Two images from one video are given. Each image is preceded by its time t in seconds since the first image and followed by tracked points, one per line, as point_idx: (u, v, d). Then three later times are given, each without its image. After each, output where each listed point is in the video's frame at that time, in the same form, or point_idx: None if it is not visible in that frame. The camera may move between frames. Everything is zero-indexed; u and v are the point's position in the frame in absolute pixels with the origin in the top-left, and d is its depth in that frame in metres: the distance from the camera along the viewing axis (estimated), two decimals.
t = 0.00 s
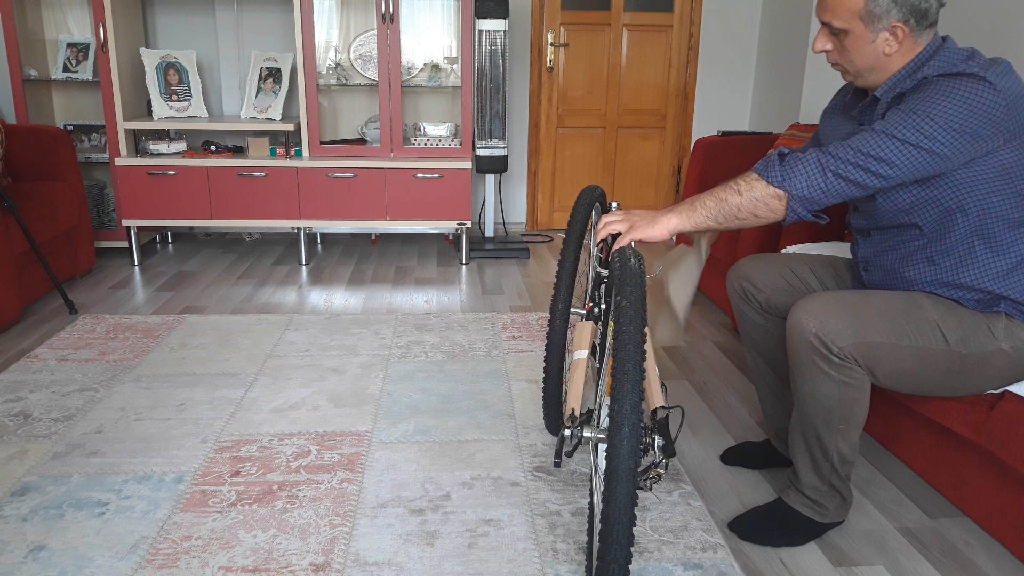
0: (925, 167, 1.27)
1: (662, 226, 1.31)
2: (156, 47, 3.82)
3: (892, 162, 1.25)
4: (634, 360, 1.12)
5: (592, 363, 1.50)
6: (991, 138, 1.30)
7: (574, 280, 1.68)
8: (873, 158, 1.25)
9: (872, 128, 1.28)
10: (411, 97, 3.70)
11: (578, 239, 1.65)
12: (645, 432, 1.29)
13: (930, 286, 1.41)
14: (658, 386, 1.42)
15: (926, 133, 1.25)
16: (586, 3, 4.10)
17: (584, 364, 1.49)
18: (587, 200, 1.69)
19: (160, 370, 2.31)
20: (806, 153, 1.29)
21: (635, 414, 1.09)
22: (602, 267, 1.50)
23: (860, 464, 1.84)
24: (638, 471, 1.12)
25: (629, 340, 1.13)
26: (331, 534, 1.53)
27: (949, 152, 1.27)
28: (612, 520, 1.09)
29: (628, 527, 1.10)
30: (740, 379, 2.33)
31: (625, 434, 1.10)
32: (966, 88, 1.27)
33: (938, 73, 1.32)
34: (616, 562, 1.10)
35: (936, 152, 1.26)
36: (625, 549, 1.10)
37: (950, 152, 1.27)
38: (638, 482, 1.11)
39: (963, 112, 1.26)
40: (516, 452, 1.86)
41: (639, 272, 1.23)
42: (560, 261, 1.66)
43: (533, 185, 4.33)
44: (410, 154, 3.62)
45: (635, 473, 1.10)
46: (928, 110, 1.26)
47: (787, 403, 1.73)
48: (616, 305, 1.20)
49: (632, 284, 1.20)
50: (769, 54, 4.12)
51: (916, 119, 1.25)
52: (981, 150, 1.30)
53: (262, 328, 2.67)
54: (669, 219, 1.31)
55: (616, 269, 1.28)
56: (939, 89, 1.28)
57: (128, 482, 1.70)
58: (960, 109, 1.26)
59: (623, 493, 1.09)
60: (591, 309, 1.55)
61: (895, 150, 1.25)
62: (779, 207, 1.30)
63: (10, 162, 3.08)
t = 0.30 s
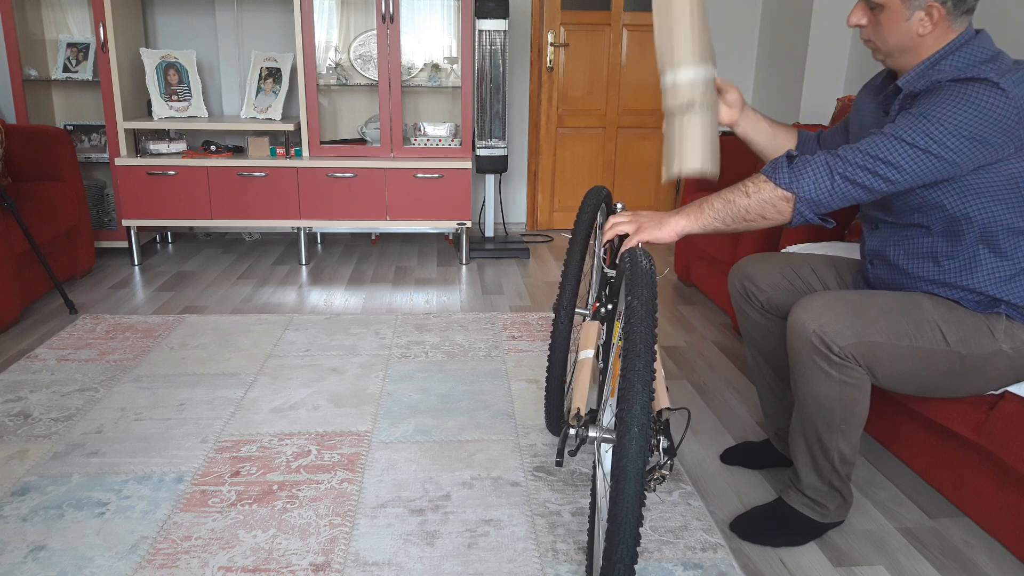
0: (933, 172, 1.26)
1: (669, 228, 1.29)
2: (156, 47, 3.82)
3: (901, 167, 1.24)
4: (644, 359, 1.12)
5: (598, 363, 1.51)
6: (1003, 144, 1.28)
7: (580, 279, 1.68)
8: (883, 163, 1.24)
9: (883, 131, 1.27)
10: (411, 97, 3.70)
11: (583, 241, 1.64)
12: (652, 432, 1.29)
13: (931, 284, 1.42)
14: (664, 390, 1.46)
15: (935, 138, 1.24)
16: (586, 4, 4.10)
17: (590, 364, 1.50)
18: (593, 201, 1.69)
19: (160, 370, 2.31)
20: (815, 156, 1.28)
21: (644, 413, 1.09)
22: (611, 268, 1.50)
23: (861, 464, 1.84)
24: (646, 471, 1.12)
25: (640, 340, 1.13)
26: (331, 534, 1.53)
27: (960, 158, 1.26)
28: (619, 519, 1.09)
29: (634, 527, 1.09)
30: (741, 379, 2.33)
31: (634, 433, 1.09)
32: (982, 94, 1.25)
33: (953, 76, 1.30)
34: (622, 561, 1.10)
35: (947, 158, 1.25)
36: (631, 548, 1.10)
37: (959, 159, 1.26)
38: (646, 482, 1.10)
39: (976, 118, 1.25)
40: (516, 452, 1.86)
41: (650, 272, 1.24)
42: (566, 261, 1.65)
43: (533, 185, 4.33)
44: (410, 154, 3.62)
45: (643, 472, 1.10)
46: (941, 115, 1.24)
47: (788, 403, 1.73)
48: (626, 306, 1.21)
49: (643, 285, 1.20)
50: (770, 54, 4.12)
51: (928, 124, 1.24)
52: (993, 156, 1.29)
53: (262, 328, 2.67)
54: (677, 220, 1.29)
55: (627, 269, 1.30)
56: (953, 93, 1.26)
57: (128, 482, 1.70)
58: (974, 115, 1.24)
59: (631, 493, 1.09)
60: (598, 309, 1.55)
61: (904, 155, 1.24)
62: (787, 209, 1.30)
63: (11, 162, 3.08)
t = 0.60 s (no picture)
0: (936, 173, 1.26)
1: (670, 228, 1.29)
2: (156, 47, 3.82)
3: (904, 167, 1.24)
4: (646, 359, 1.12)
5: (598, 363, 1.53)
6: (1007, 144, 1.28)
7: (580, 279, 1.68)
8: (885, 163, 1.24)
9: (885, 131, 1.27)
10: (411, 97, 3.70)
11: (583, 242, 1.63)
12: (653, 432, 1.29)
13: (932, 284, 1.42)
14: (665, 390, 1.46)
15: (939, 139, 1.24)
16: (585, 4, 4.10)
17: (591, 364, 1.52)
18: (594, 201, 1.69)
19: (160, 370, 2.31)
20: (818, 156, 1.28)
21: (645, 414, 1.09)
22: (612, 268, 1.50)
23: (861, 464, 1.84)
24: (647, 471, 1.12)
25: (642, 340, 1.13)
26: (331, 534, 1.53)
27: (963, 158, 1.26)
28: (620, 519, 1.09)
29: (635, 527, 1.10)
30: (741, 379, 2.33)
31: (635, 433, 1.09)
32: (984, 93, 1.25)
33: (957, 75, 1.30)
34: (622, 561, 1.10)
35: (949, 158, 1.25)
36: (632, 548, 1.10)
37: (962, 159, 1.26)
38: (647, 482, 1.10)
39: (979, 118, 1.25)
40: (516, 452, 1.86)
41: (651, 272, 1.23)
42: (567, 261, 1.65)
43: (533, 185, 4.33)
44: (410, 154, 3.62)
45: (644, 472, 1.10)
46: (944, 115, 1.24)
47: (788, 404, 1.73)
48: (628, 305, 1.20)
49: (645, 285, 1.20)
50: (770, 55, 4.12)
51: (931, 124, 1.24)
52: (996, 156, 1.29)
53: (262, 328, 2.67)
54: (677, 221, 1.29)
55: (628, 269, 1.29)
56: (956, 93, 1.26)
57: (128, 482, 1.70)
58: (977, 115, 1.25)
59: (632, 493, 1.09)
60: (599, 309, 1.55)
61: (907, 156, 1.24)
62: (788, 210, 1.30)
63: (11, 162, 3.09)
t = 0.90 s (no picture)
0: (940, 192, 1.25)
1: (671, 231, 1.30)
2: (156, 47, 3.82)
3: (907, 187, 1.23)
4: (648, 359, 1.12)
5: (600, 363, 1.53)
6: (1013, 160, 1.26)
7: (582, 279, 1.67)
8: (889, 183, 1.23)
9: (891, 148, 1.25)
10: (411, 97, 3.70)
11: (585, 242, 1.62)
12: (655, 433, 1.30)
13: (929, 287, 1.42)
14: (666, 392, 1.47)
15: (944, 160, 1.22)
16: (585, 4, 4.10)
17: (592, 364, 1.52)
18: (596, 200, 1.68)
19: (160, 370, 2.31)
20: (821, 172, 1.27)
21: (648, 414, 1.09)
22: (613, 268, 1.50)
23: (861, 464, 1.84)
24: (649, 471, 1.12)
25: (645, 340, 1.13)
26: (331, 534, 1.53)
27: (968, 178, 1.24)
28: (622, 519, 1.09)
29: (637, 527, 1.10)
30: (741, 379, 2.33)
31: (637, 433, 1.09)
32: (994, 111, 1.21)
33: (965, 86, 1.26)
34: (624, 561, 1.11)
35: (954, 178, 1.24)
36: (634, 548, 1.10)
37: (967, 179, 1.24)
38: (650, 481, 1.10)
39: (987, 137, 1.22)
40: (516, 452, 1.86)
41: (655, 272, 1.23)
42: (569, 261, 1.64)
43: (533, 185, 4.33)
44: (410, 154, 3.62)
45: (647, 472, 1.10)
46: (951, 135, 1.22)
47: (788, 404, 1.73)
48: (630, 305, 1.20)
49: (648, 284, 1.20)
50: (770, 54, 4.12)
51: (936, 143, 1.22)
52: (1002, 171, 1.27)
53: (262, 328, 2.67)
54: (678, 224, 1.30)
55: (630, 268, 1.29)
56: (964, 109, 1.23)
57: (128, 482, 1.70)
58: (985, 134, 1.22)
59: (634, 493, 1.09)
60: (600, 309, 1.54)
61: (911, 176, 1.23)
62: (787, 224, 1.30)
63: (11, 162, 3.09)
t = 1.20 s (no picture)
0: (947, 192, 1.24)
1: (671, 232, 1.30)
2: (156, 47, 3.82)
3: (915, 192, 1.23)
4: (651, 359, 1.12)
5: (601, 363, 1.52)
6: (1015, 155, 1.26)
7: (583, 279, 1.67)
8: (896, 187, 1.23)
9: (896, 153, 1.23)
10: (411, 97, 3.70)
11: (586, 242, 1.63)
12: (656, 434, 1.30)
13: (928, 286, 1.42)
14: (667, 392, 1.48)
15: (950, 162, 1.22)
16: (585, 3, 4.09)
17: (594, 364, 1.52)
18: (598, 201, 1.68)
19: (159, 370, 2.31)
20: (827, 181, 1.26)
21: (650, 414, 1.09)
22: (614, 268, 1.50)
23: (860, 464, 1.84)
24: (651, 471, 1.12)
25: (647, 339, 1.13)
26: (331, 534, 1.53)
27: (975, 177, 1.23)
28: (624, 519, 1.09)
29: (638, 527, 1.10)
30: (740, 379, 2.33)
31: (640, 433, 1.09)
32: (992, 109, 1.22)
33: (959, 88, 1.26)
34: (625, 561, 1.11)
35: (961, 178, 1.23)
36: (635, 548, 1.10)
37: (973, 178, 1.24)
38: (651, 481, 1.10)
39: (989, 135, 1.22)
40: (516, 452, 1.86)
41: (657, 273, 1.25)
42: (569, 261, 1.65)
43: (533, 185, 4.33)
44: (410, 154, 3.62)
45: (648, 472, 1.10)
46: (954, 136, 1.21)
47: (787, 404, 1.74)
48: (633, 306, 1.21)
49: (651, 286, 1.21)
50: (770, 54, 4.12)
51: (940, 145, 1.21)
52: (1004, 169, 1.27)
53: (262, 328, 2.67)
54: (680, 225, 1.29)
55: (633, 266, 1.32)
56: (963, 110, 1.22)
57: (128, 482, 1.70)
58: (987, 133, 1.22)
59: (636, 493, 1.09)
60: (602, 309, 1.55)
61: (918, 180, 1.22)
62: (789, 231, 1.28)
63: (11, 162, 3.09)
